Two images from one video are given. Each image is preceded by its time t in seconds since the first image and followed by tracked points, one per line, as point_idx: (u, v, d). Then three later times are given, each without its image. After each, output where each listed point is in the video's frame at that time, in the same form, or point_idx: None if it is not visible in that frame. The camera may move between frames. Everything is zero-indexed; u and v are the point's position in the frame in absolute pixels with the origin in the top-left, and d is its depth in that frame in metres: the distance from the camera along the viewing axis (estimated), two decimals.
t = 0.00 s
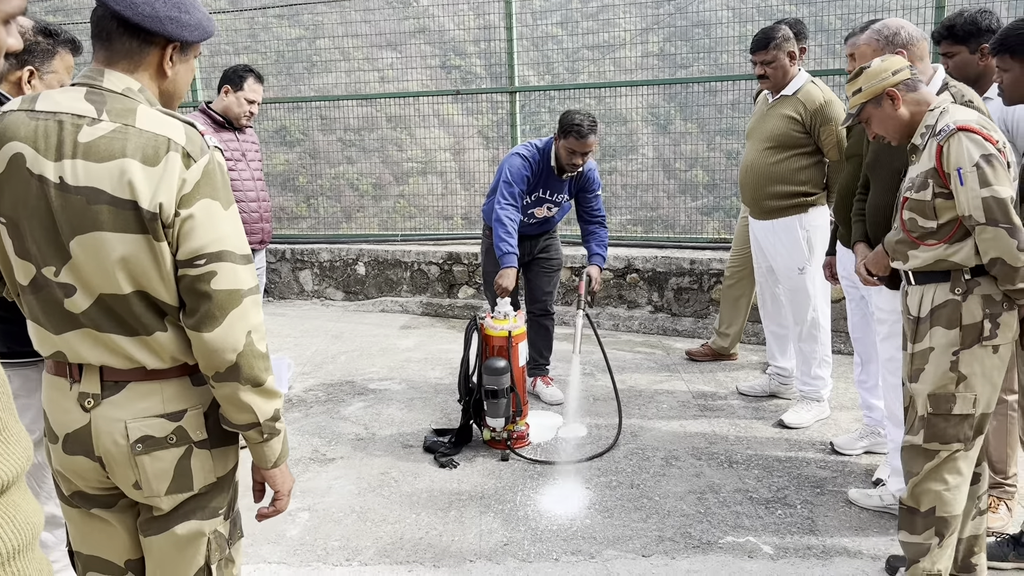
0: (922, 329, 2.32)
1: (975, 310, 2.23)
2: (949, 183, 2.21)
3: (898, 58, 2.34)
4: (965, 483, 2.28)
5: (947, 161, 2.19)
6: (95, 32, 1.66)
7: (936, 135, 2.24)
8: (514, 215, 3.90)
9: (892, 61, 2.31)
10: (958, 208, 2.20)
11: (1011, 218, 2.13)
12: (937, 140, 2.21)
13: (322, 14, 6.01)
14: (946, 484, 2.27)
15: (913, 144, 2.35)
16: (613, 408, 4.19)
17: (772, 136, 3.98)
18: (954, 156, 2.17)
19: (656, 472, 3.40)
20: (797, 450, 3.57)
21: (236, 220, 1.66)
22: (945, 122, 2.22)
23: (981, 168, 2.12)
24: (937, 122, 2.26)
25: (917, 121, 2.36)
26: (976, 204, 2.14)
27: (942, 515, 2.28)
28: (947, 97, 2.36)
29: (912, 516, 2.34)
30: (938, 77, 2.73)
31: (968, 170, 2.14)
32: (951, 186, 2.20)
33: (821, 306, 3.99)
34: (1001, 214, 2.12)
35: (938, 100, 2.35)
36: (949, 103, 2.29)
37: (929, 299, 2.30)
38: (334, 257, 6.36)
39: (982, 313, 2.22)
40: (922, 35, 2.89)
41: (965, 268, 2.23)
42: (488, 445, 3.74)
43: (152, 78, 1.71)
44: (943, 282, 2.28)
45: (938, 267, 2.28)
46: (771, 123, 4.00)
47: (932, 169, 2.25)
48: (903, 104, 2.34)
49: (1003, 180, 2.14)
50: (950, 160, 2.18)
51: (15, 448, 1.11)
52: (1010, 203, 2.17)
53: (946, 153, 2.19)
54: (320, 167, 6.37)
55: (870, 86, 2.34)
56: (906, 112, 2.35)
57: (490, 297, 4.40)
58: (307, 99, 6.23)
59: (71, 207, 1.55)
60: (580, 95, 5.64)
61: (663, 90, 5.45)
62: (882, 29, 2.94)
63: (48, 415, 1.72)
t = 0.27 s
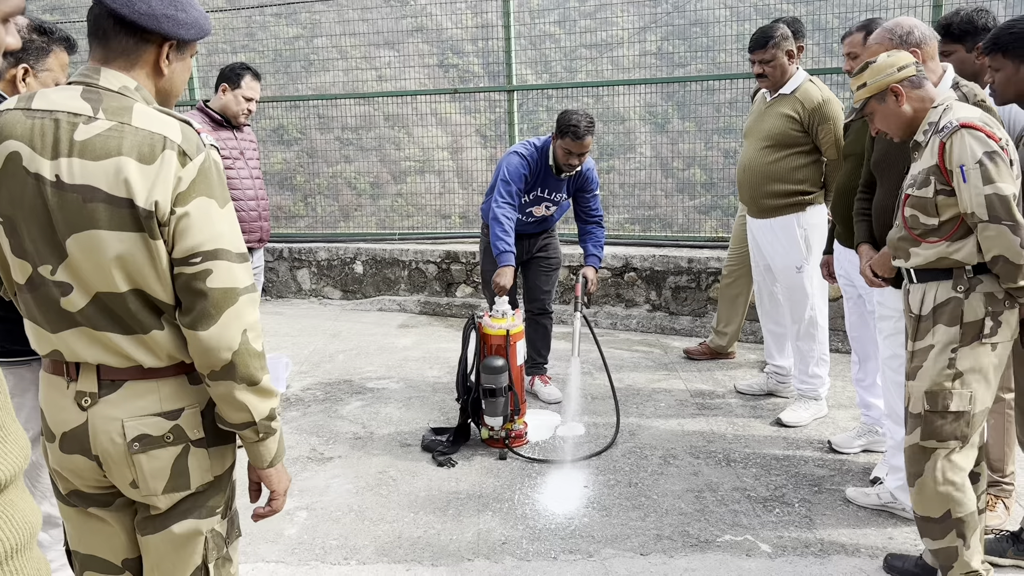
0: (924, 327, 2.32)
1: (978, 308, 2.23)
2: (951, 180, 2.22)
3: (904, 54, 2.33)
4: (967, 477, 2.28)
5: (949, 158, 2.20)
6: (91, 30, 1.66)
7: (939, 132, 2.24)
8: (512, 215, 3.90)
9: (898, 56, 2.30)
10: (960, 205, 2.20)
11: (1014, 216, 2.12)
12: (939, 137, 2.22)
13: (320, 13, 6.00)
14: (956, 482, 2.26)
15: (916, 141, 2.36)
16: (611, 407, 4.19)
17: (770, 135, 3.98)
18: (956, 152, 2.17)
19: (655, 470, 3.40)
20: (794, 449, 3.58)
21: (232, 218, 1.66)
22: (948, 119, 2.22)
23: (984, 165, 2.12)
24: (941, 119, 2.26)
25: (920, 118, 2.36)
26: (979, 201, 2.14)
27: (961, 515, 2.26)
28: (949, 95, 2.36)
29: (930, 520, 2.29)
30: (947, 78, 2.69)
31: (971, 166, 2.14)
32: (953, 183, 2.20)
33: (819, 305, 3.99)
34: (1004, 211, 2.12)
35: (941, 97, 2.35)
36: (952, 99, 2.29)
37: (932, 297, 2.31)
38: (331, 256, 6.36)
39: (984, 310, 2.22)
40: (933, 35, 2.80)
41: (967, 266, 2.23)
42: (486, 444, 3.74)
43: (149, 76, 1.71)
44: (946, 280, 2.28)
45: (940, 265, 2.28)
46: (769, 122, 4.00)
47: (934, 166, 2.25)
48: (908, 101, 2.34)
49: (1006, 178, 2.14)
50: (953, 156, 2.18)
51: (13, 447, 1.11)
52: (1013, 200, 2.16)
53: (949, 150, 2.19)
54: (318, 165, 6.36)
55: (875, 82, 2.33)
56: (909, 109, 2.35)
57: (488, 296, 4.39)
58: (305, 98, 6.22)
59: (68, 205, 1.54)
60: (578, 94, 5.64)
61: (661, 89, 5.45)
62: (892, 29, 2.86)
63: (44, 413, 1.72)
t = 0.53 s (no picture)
0: (930, 332, 2.33)
1: (983, 314, 2.22)
2: (960, 184, 2.22)
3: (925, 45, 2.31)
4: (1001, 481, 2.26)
5: (960, 162, 2.20)
6: (86, 28, 1.65)
7: (951, 134, 2.24)
8: (513, 213, 3.91)
9: (918, 47, 2.29)
10: (968, 211, 2.20)
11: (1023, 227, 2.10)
12: (954, 139, 2.21)
13: (317, 11, 5.99)
14: (987, 485, 2.25)
15: (926, 139, 2.36)
16: (609, 405, 4.19)
17: (768, 133, 3.99)
18: (969, 157, 2.17)
19: (652, 469, 3.40)
20: (792, 447, 3.58)
21: (227, 217, 1.65)
22: (962, 121, 2.21)
23: (995, 172, 2.11)
24: (953, 119, 2.26)
25: (932, 113, 2.36)
26: (988, 209, 2.13)
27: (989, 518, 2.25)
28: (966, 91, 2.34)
29: (959, 523, 2.29)
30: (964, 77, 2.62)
31: (982, 173, 2.14)
32: (962, 187, 2.21)
33: (817, 303, 4.00)
34: (1012, 220, 2.11)
35: (958, 93, 2.33)
36: (967, 98, 2.27)
37: (936, 303, 2.31)
38: (330, 254, 6.35)
39: (990, 317, 2.22)
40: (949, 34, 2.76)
41: (973, 271, 2.23)
42: (484, 442, 3.74)
43: (143, 74, 1.70)
44: (951, 283, 2.29)
45: (945, 270, 2.29)
46: (767, 121, 4.01)
47: (946, 169, 2.25)
48: (921, 95, 2.34)
49: (1018, 186, 2.12)
50: (965, 161, 2.18)
51: (11, 446, 1.11)
52: None
53: (962, 154, 2.19)
54: (316, 164, 6.35)
55: (889, 72, 2.33)
56: (922, 103, 2.35)
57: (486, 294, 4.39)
58: (303, 96, 6.21)
59: (62, 204, 1.54)
60: (577, 92, 5.64)
61: (659, 87, 5.45)
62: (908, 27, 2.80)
63: (41, 412, 1.72)
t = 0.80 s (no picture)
0: (951, 337, 2.31)
1: (1009, 317, 2.22)
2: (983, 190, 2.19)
3: (932, 47, 2.31)
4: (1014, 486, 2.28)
5: (983, 169, 2.17)
6: (80, 27, 1.65)
7: (970, 138, 2.21)
8: (512, 211, 3.90)
9: (927, 47, 2.29)
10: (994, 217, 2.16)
11: None
12: (974, 146, 2.17)
13: (316, 10, 5.98)
14: (1002, 492, 2.27)
15: (939, 143, 2.34)
16: (608, 404, 4.19)
17: (767, 132, 3.98)
18: (993, 163, 2.13)
19: (651, 467, 3.40)
20: (791, 445, 3.58)
21: (223, 215, 1.65)
22: (981, 126, 2.17)
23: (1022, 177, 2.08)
24: (969, 122, 2.23)
25: (941, 116, 2.34)
26: (1016, 215, 2.10)
27: (999, 522, 2.28)
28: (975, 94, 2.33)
29: (966, 527, 2.31)
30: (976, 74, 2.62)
31: (1008, 179, 2.10)
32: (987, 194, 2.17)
33: (815, 302, 4.00)
34: None
35: (967, 96, 2.32)
36: (979, 99, 2.25)
37: (958, 307, 2.30)
38: (328, 253, 6.35)
39: (1016, 320, 2.21)
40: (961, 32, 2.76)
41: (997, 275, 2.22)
42: (483, 441, 3.74)
43: (138, 73, 1.70)
44: (974, 288, 2.27)
45: (968, 276, 2.26)
46: (766, 119, 4.00)
47: (967, 175, 2.22)
48: (930, 97, 2.32)
49: None
50: (989, 167, 2.14)
51: (10, 445, 1.11)
52: None
53: (984, 160, 2.16)
54: (315, 162, 6.34)
55: (898, 73, 2.31)
56: (931, 106, 2.33)
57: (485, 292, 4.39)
58: (302, 95, 6.20)
59: (57, 203, 1.53)
60: (576, 91, 5.63)
61: (658, 86, 5.45)
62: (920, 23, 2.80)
63: (37, 411, 1.71)
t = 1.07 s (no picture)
0: (974, 342, 2.29)
1: None
2: (1003, 193, 2.18)
3: (938, 48, 2.32)
4: None
5: (1002, 171, 2.15)
6: (74, 25, 1.64)
7: (985, 140, 2.21)
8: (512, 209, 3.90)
9: (934, 49, 2.30)
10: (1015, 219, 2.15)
11: None
12: (993, 147, 2.16)
13: (315, 8, 5.97)
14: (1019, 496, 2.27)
15: (951, 144, 2.34)
16: (608, 402, 4.19)
17: (767, 130, 3.98)
18: (1013, 164, 2.12)
19: (650, 466, 3.40)
20: (790, 444, 3.58)
21: (220, 213, 1.65)
22: (998, 127, 2.17)
23: None
24: (982, 123, 2.23)
25: (952, 117, 2.33)
26: None
27: (1010, 524, 2.29)
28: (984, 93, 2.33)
29: (977, 527, 2.31)
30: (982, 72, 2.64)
31: None
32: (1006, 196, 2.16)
33: (815, 300, 4.00)
34: None
35: (977, 96, 2.31)
36: (989, 100, 2.26)
37: (981, 311, 2.28)
38: (328, 251, 6.35)
39: None
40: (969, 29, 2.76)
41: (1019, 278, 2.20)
42: (482, 439, 3.74)
43: (133, 70, 1.69)
44: (997, 292, 2.26)
45: (990, 279, 2.25)
46: (765, 117, 4.00)
47: (986, 178, 2.20)
48: (940, 99, 2.31)
49: None
50: (1009, 168, 2.13)
51: (8, 443, 1.11)
52: None
53: (1003, 161, 2.15)
54: (314, 161, 6.33)
55: (905, 77, 2.31)
56: (942, 107, 2.32)
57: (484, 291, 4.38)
58: (301, 93, 6.19)
59: (54, 201, 1.53)
60: (575, 89, 5.63)
61: (657, 84, 5.44)
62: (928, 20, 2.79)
63: (34, 411, 1.71)
